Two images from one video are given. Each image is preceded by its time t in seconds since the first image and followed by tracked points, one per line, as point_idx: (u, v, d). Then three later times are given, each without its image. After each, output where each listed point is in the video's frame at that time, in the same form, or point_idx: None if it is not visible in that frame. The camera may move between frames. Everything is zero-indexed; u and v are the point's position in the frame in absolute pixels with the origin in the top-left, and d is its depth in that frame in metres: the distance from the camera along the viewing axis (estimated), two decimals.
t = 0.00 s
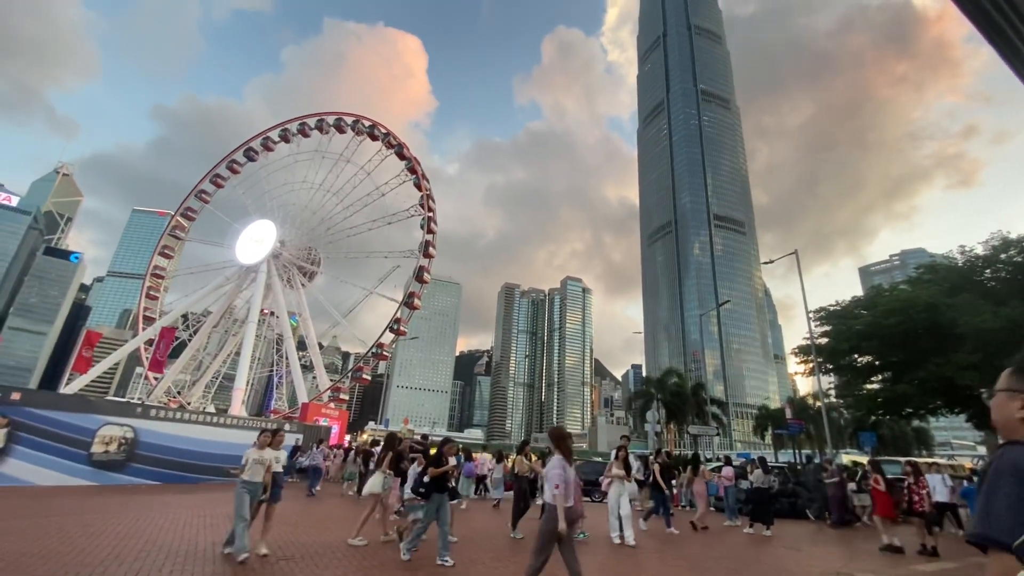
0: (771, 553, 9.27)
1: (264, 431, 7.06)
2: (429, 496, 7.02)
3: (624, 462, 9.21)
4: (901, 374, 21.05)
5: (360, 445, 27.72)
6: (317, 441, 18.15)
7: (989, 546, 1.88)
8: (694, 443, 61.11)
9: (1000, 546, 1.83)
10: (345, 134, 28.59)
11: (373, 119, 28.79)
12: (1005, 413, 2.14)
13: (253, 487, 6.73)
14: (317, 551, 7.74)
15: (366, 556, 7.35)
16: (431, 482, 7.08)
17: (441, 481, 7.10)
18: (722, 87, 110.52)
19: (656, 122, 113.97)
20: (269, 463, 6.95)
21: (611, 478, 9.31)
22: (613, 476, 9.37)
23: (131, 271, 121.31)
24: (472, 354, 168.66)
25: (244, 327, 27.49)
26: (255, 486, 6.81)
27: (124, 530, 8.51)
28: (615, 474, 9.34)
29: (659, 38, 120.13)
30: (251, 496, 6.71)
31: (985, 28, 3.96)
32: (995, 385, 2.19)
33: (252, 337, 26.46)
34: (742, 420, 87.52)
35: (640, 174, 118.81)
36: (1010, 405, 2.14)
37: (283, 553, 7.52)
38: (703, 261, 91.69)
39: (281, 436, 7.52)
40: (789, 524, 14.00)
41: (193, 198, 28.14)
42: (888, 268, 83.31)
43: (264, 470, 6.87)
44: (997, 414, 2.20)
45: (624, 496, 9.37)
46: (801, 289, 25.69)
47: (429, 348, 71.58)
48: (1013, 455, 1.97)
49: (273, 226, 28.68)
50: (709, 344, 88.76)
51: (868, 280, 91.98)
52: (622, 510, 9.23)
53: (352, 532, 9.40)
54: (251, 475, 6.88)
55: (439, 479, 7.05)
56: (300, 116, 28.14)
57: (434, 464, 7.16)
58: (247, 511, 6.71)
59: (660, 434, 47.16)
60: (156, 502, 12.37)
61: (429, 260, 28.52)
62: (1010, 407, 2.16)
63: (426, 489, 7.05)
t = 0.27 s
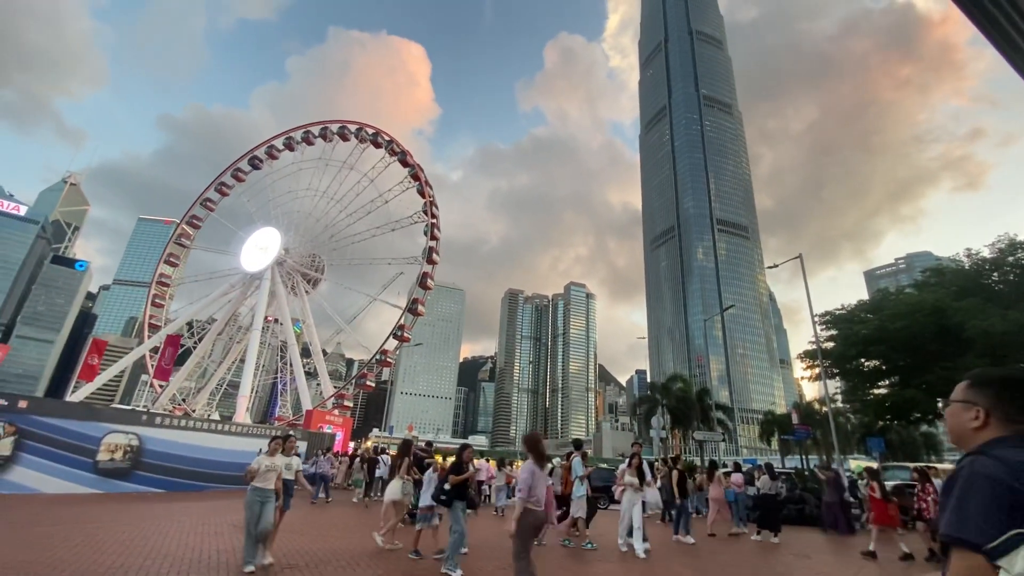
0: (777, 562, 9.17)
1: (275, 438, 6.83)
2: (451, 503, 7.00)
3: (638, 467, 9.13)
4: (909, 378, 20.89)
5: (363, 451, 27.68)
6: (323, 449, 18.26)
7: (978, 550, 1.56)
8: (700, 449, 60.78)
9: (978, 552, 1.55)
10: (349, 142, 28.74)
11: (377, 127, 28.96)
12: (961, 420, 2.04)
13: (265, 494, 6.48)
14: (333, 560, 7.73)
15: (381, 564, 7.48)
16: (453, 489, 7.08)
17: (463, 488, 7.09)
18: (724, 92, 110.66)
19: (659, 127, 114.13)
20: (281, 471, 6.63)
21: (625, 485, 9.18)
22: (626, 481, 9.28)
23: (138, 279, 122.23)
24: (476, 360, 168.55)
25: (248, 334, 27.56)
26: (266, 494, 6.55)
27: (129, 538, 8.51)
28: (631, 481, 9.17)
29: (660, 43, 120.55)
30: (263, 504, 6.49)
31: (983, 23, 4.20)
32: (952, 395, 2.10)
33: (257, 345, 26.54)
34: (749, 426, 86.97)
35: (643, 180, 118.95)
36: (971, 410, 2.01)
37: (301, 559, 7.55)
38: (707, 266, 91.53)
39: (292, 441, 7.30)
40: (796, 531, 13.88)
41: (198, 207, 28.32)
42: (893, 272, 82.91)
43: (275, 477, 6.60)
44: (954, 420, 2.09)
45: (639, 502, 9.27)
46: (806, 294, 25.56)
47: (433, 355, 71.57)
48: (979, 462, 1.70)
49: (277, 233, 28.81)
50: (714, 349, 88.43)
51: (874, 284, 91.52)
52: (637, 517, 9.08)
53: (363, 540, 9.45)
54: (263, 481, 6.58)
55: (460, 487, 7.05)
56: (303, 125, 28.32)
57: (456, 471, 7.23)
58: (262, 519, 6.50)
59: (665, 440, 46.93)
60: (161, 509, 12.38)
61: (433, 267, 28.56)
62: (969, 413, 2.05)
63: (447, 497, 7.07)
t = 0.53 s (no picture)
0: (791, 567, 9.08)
1: (291, 444, 6.87)
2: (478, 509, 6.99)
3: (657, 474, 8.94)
4: (925, 382, 20.56)
5: (374, 456, 27.76)
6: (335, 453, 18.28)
7: (947, 538, 1.81)
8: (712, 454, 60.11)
9: (946, 540, 1.80)
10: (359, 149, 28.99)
11: (386, 134, 29.16)
12: (929, 424, 2.84)
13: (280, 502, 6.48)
14: (348, 566, 7.67)
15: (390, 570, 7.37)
16: (480, 498, 7.11)
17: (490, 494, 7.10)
18: (733, 94, 110.13)
19: (668, 131, 113.78)
20: (296, 478, 6.64)
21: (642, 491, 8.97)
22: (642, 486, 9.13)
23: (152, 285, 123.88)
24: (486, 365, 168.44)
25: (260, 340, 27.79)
26: (284, 503, 6.56)
27: (144, 542, 8.60)
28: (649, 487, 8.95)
29: (669, 47, 120.37)
30: (281, 511, 6.52)
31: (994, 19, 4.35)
32: (926, 402, 2.91)
33: (268, 350, 26.69)
34: (762, 431, 85.91)
35: (652, 183, 118.51)
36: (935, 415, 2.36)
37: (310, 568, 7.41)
38: (718, 269, 90.89)
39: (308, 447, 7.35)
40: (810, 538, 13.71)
41: (211, 214, 28.67)
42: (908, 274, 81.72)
43: (292, 485, 6.58)
44: (925, 422, 2.92)
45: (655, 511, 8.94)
46: (819, 297, 25.25)
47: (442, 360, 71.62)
48: (950, 462, 1.93)
49: (289, 240, 29.10)
50: (726, 353, 87.64)
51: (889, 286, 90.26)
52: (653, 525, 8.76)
53: (379, 546, 9.49)
54: (278, 489, 6.61)
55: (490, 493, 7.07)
56: (314, 132, 28.60)
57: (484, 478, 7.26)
58: (279, 528, 6.49)
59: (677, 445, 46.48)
60: (175, 514, 12.48)
61: (442, 272, 28.64)
62: (935, 418, 2.86)
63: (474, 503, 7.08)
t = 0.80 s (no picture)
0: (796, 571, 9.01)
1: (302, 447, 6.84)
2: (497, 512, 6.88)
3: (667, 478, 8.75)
4: (931, 384, 20.48)
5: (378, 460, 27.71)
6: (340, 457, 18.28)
7: (876, 539, 1.82)
8: (717, 457, 59.79)
9: (883, 541, 1.79)
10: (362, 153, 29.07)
11: (390, 138, 29.25)
12: (876, 429, 2.80)
13: (290, 507, 6.42)
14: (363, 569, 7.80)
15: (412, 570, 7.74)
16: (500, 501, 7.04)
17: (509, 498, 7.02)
18: (736, 96, 110.02)
19: (671, 132, 113.66)
20: (306, 481, 6.62)
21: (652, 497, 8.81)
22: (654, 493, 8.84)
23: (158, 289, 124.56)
24: (490, 367, 168.34)
25: (265, 344, 27.85)
26: (292, 509, 6.50)
27: (151, 545, 8.65)
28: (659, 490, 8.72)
29: (671, 49, 120.38)
30: (290, 516, 6.42)
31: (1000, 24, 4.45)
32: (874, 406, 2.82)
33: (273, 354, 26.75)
34: (767, 433, 85.51)
35: (655, 185, 118.42)
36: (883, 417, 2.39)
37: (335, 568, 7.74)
38: (722, 271, 90.68)
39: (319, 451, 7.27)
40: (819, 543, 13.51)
41: (215, 219, 28.79)
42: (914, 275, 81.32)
43: (302, 489, 6.56)
44: (873, 429, 2.86)
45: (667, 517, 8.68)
46: (824, 298, 25.14)
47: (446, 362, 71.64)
48: (891, 468, 1.95)
49: (293, 244, 29.19)
50: (731, 355, 87.40)
51: (894, 287, 89.83)
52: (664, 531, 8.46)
53: (385, 549, 9.43)
54: (289, 494, 6.55)
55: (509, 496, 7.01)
56: (318, 137, 28.70)
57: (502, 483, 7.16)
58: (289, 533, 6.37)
59: (681, 447, 46.31)
60: (181, 517, 12.50)
61: (446, 275, 28.65)
62: (884, 425, 2.81)
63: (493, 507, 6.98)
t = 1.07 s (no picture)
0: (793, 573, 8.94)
1: (300, 452, 6.73)
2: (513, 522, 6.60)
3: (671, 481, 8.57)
4: (930, 386, 20.47)
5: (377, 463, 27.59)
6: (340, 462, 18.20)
7: (804, 539, 1.85)
8: (717, 460, 59.71)
9: (812, 542, 1.83)
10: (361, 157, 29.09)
11: (388, 141, 29.27)
12: (822, 432, 2.36)
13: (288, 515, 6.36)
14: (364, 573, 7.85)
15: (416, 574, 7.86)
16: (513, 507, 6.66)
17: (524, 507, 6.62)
18: (734, 99, 110.33)
19: (669, 136, 113.92)
20: (308, 488, 6.57)
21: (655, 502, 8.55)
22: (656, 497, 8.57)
23: (156, 294, 124.41)
24: (489, 371, 168.16)
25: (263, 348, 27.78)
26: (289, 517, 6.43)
27: (148, 550, 8.60)
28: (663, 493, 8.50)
29: (669, 52, 120.77)
30: (288, 525, 6.37)
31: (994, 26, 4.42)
32: (817, 407, 2.41)
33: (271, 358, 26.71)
34: (767, 436, 85.46)
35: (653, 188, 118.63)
36: (825, 423, 2.36)
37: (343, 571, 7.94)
38: (721, 274, 90.76)
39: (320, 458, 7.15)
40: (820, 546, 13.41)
41: (214, 223, 28.78)
42: (913, 277, 81.49)
43: (303, 495, 6.52)
44: (818, 431, 2.40)
45: (673, 521, 8.46)
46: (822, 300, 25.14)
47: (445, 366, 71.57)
48: (824, 470, 1.95)
49: (291, 247, 29.16)
50: (730, 357, 87.43)
51: (893, 289, 89.94)
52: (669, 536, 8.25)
53: (387, 555, 9.35)
54: (289, 500, 6.52)
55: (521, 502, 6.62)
56: (316, 140, 28.72)
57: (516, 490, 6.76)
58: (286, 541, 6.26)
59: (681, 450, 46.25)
60: (179, 522, 12.45)
61: (445, 278, 28.62)
62: (827, 427, 2.37)
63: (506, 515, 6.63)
